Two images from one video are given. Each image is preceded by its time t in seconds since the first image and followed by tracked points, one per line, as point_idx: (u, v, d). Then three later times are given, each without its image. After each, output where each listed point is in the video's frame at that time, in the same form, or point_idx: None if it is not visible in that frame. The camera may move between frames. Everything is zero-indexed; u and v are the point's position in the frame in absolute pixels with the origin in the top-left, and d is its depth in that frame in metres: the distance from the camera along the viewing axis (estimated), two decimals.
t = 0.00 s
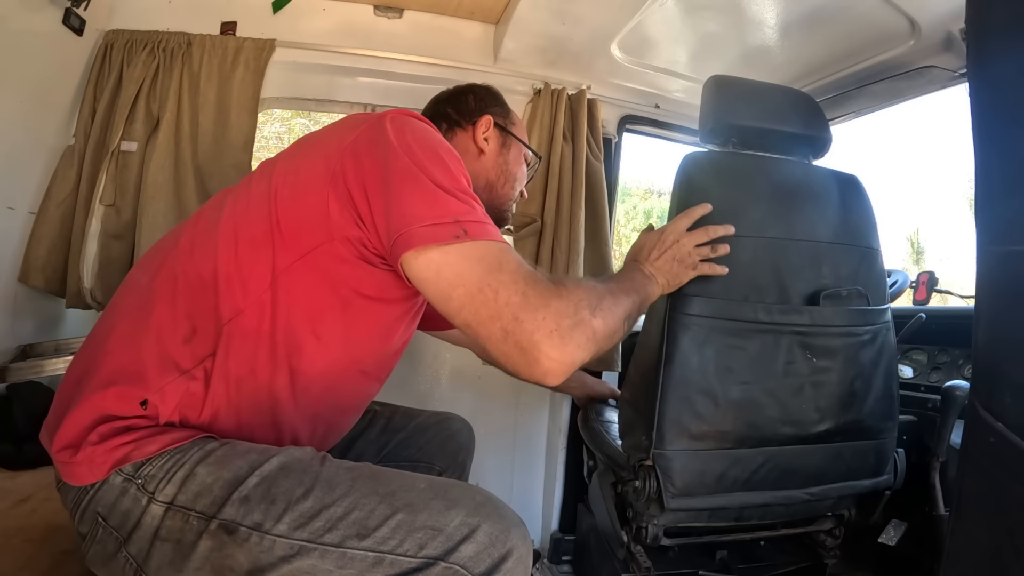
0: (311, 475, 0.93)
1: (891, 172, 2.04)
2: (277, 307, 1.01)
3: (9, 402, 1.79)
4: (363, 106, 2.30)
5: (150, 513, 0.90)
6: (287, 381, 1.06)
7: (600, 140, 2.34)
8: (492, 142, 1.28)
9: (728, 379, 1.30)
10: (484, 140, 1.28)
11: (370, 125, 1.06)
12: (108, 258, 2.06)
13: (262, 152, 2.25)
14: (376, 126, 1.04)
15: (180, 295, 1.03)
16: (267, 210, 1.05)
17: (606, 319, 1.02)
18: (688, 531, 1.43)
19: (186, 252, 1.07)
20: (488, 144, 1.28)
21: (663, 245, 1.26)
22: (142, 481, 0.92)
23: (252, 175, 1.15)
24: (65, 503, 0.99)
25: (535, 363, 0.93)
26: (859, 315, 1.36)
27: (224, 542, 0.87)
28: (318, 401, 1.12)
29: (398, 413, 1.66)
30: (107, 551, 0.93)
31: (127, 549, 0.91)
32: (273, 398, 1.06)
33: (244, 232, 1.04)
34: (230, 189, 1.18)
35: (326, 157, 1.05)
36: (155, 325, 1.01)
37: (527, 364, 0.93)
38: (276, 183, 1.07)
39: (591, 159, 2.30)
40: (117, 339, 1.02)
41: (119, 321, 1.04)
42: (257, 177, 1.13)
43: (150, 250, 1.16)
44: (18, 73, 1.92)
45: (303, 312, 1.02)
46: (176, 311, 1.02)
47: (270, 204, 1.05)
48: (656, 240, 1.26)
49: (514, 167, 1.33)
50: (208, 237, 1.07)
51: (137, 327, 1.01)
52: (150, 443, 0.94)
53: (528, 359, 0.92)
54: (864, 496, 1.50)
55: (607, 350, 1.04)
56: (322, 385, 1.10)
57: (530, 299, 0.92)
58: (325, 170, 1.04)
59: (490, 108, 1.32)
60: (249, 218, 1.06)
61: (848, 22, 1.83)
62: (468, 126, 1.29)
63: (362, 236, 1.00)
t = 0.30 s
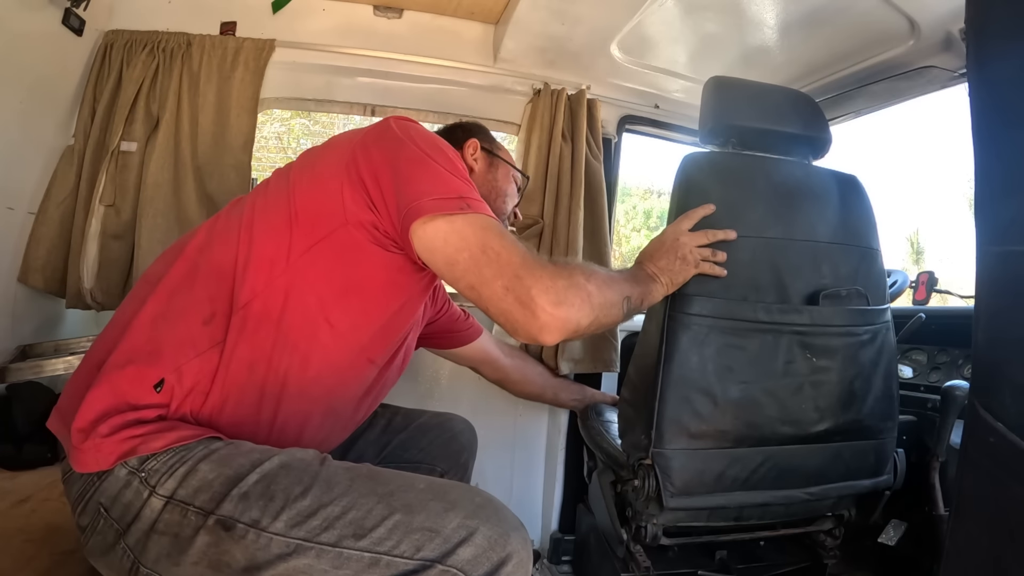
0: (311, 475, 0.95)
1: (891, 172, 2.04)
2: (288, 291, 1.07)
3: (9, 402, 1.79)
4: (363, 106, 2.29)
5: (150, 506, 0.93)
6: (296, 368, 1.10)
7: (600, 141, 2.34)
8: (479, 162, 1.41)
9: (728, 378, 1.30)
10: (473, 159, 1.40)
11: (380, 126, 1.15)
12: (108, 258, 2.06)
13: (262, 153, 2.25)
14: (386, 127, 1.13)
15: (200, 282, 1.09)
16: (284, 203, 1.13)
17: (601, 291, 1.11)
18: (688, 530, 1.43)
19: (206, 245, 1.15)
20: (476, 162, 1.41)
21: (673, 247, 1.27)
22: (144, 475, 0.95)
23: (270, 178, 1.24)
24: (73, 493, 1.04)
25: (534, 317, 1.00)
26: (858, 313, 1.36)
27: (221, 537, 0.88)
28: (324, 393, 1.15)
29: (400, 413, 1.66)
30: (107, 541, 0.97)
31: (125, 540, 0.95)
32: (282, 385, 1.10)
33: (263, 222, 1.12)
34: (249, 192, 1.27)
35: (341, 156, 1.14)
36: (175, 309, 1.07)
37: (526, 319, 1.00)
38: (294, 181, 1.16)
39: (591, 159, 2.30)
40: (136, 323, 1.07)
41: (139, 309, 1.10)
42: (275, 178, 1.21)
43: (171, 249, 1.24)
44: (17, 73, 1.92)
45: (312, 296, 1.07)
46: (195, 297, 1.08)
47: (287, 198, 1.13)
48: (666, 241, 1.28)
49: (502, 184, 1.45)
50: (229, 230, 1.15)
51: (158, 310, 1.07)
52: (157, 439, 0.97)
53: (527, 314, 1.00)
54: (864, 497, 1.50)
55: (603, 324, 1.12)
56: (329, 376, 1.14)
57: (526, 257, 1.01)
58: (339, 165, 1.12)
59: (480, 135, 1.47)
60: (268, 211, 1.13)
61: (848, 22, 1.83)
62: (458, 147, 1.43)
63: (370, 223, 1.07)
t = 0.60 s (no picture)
0: (314, 469, 0.95)
1: (892, 172, 2.04)
2: (274, 280, 1.06)
3: (9, 403, 1.79)
4: (363, 106, 2.29)
5: (152, 501, 0.93)
6: (284, 357, 1.09)
7: (600, 141, 2.34)
8: (476, 170, 1.45)
9: (729, 379, 1.30)
10: (471, 166, 1.44)
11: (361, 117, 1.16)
12: (108, 258, 2.06)
13: (262, 153, 2.25)
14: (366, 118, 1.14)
15: (189, 275, 1.10)
16: (269, 194, 1.13)
17: (588, 273, 1.12)
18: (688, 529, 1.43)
19: (194, 240, 1.15)
20: (474, 170, 1.44)
21: (670, 248, 1.27)
22: (146, 470, 0.95)
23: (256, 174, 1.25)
24: (74, 490, 1.04)
25: (517, 291, 1.01)
26: (858, 313, 1.36)
27: (226, 532, 0.88)
28: (315, 384, 1.14)
29: (395, 409, 1.67)
30: (109, 537, 0.97)
31: (127, 535, 0.95)
32: (272, 374, 1.09)
33: (248, 214, 1.12)
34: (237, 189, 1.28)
35: (322, 148, 1.15)
36: (165, 302, 1.08)
37: (510, 293, 1.01)
38: (277, 174, 1.17)
39: (591, 159, 2.30)
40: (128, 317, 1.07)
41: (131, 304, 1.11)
42: (260, 173, 1.22)
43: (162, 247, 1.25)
44: (17, 73, 1.92)
45: (298, 284, 1.07)
46: (184, 289, 1.08)
47: (271, 189, 1.14)
48: (663, 242, 1.28)
49: (490, 200, 1.53)
50: (216, 224, 1.15)
51: (149, 304, 1.08)
52: (157, 434, 0.96)
53: (511, 289, 1.01)
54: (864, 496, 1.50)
55: (593, 310, 1.13)
56: (319, 365, 1.12)
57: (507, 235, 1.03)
58: (321, 156, 1.13)
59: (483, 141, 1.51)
60: (252, 203, 1.14)
61: (848, 22, 1.83)
62: (460, 152, 1.45)
63: (354, 210, 1.06)
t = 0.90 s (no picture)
0: (313, 468, 0.95)
1: (892, 172, 2.04)
2: (263, 275, 1.06)
3: (9, 403, 1.79)
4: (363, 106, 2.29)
5: (151, 502, 0.93)
6: (276, 352, 1.08)
7: (600, 141, 2.34)
8: (475, 174, 1.45)
9: (729, 379, 1.30)
10: (471, 170, 1.44)
11: (348, 111, 1.15)
12: (108, 258, 2.06)
13: (262, 153, 2.25)
14: (353, 111, 1.13)
15: (180, 273, 1.10)
16: (257, 190, 1.13)
17: (586, 263, 1.12)
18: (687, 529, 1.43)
19: (184, 238, 1.15)
20: (473, 174, 1.45)
21: (670, 249, 1.27)
22: (144, 471, 0.95)
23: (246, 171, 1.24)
24: (72, 493, 1.04)
25: (514, 276, 1.02)
26: (857, 313, 1.36)
27: (225, 532, 0.88)
28: (308, 379, 1.14)
29: (392, 409, 1.67)
30: (108, 538, 0.97)
31: (126, 537, 0.95)
32: (264, 370, 1.08)
33: (237, 210, 1.12)
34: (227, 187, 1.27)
35: (310, 142, 1.14)
36: (158, 301, 1.08)
37: (507, 279, 1.02)
38: (265, 170, 1.16)
39: (591, 159, 2.30)
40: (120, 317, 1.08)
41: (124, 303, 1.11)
42: (249, 170, 1.21)
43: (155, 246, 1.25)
44: (17, 73, 1.92)
45: (287, 279, 1.06)
46: (175, 287, 1.08)
47: (260, 185, 1.13)
48: (663, 243, 1.29)
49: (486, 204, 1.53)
50: (205, 221, 1.15)
51: (141, 303, 1.08)
52: (153, 435, 0.96)
53: (508, 275, 1.02)
54: (865, 497, 1.50)
55: (590, 302, 1.13)
56: (311, 360, 1.12)
57: (504, 223, 1.04)
58: (308, 151, 1.12)
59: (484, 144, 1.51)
60: (241, 199, 1.13)
61: (848, 22, 1.83)
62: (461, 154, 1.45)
63: (343, 203, 1.06)
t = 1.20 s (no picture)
0: (312, 468, 0.95)
1: (891, 172, 2.04)
2: (265, 276, 1.06)
3: (9, 403, 1.79)
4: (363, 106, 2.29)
5: (150, 502, 0.93)
6: (277, 353, 1.08)
7: (600, 140, 2.34)
8: (483, 184, 1.43)
9: (729, 379, 1.30)
10: (479, 180, 1.43)
11: (350, 112, 1.15)
12: (108, 258, 2.06)
13: (262, 153, 2.25)
14: (354, 112, 1.13)
15: (181, 273, 1.10)
16: (258, 191, 1.13)
17: (587, 264, 1.12)
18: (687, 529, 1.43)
19: (185, 238, 1.15)
20: (480, 184, 1.43)
21: (669, 250, 1.27)
22: (144, 471, 0.95)
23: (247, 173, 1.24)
24: (71, 493, 1.03)
25: (517, 276, 1.03)
26: (858, 313, 1.36)
27: (224, 532, 0.88)
28: (309, 379, 1.14)
29: (392, 409, 1.66)
30: (107, 538, 0.97)
31: (126, 536, 0.95)
32: (265, 370, 1.08)
33: (238, 210, 1.12)
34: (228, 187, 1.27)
35: (311, 143, 1.14)
36: (159, 301, 1.08)
37: (510, 279, 1.02)
38: (267, 171, 1.16)
39: (591, 159, 2.30)
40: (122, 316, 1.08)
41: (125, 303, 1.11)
42: (250, 171, 1.21)
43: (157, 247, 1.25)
44: (17, 73, 1.91)
45: (289, 279, 1.06)
46: (176, 287, 1.08)
47: (261, 185, 1.13)
48: (662, 244, 1.29)
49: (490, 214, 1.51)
50: (206, 221, 1.15)
51: (143, 303, 1.08)
52: (153, 434, 0.97)
53: (511, 274, 1.02)
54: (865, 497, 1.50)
55: (593, 303, 1.13)
56: (312, 360, 1.12)
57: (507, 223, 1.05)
58: (310, 152, 1.12)
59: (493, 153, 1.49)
60: (242, 200, 1.13)
61: (848, 22, 1.83)
62: (469, 162, 1.44)
63: (343, 204, 1.06)
